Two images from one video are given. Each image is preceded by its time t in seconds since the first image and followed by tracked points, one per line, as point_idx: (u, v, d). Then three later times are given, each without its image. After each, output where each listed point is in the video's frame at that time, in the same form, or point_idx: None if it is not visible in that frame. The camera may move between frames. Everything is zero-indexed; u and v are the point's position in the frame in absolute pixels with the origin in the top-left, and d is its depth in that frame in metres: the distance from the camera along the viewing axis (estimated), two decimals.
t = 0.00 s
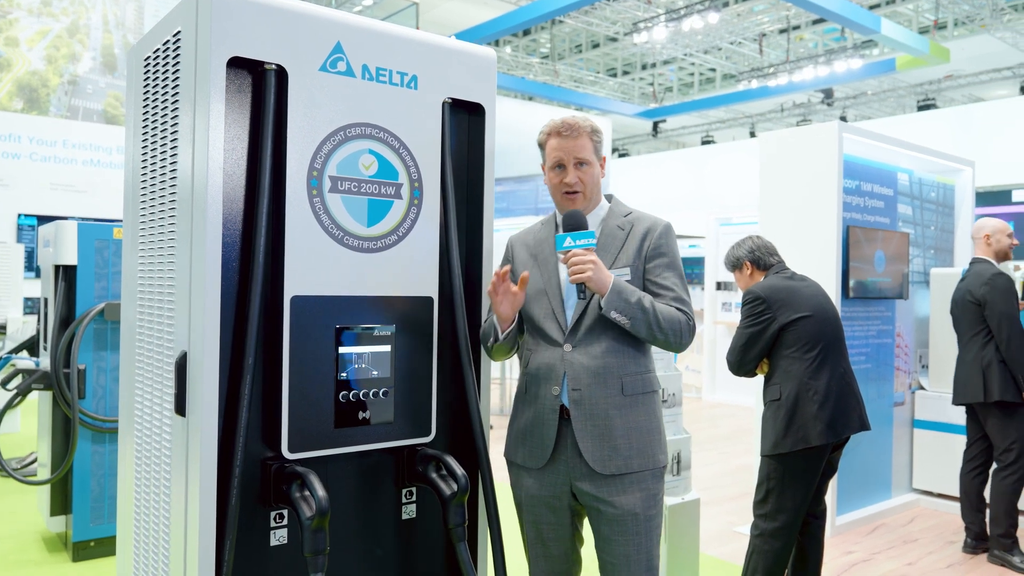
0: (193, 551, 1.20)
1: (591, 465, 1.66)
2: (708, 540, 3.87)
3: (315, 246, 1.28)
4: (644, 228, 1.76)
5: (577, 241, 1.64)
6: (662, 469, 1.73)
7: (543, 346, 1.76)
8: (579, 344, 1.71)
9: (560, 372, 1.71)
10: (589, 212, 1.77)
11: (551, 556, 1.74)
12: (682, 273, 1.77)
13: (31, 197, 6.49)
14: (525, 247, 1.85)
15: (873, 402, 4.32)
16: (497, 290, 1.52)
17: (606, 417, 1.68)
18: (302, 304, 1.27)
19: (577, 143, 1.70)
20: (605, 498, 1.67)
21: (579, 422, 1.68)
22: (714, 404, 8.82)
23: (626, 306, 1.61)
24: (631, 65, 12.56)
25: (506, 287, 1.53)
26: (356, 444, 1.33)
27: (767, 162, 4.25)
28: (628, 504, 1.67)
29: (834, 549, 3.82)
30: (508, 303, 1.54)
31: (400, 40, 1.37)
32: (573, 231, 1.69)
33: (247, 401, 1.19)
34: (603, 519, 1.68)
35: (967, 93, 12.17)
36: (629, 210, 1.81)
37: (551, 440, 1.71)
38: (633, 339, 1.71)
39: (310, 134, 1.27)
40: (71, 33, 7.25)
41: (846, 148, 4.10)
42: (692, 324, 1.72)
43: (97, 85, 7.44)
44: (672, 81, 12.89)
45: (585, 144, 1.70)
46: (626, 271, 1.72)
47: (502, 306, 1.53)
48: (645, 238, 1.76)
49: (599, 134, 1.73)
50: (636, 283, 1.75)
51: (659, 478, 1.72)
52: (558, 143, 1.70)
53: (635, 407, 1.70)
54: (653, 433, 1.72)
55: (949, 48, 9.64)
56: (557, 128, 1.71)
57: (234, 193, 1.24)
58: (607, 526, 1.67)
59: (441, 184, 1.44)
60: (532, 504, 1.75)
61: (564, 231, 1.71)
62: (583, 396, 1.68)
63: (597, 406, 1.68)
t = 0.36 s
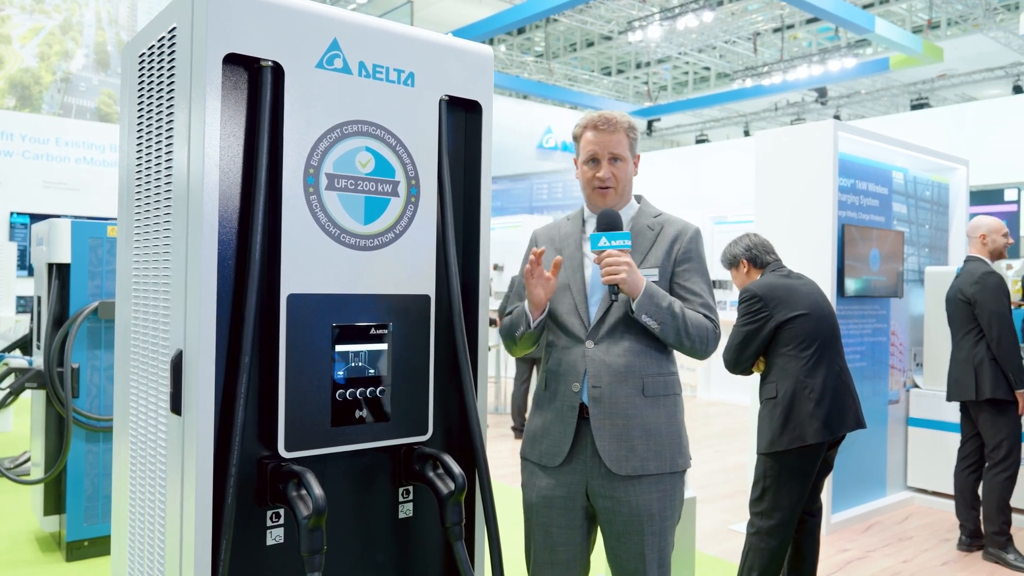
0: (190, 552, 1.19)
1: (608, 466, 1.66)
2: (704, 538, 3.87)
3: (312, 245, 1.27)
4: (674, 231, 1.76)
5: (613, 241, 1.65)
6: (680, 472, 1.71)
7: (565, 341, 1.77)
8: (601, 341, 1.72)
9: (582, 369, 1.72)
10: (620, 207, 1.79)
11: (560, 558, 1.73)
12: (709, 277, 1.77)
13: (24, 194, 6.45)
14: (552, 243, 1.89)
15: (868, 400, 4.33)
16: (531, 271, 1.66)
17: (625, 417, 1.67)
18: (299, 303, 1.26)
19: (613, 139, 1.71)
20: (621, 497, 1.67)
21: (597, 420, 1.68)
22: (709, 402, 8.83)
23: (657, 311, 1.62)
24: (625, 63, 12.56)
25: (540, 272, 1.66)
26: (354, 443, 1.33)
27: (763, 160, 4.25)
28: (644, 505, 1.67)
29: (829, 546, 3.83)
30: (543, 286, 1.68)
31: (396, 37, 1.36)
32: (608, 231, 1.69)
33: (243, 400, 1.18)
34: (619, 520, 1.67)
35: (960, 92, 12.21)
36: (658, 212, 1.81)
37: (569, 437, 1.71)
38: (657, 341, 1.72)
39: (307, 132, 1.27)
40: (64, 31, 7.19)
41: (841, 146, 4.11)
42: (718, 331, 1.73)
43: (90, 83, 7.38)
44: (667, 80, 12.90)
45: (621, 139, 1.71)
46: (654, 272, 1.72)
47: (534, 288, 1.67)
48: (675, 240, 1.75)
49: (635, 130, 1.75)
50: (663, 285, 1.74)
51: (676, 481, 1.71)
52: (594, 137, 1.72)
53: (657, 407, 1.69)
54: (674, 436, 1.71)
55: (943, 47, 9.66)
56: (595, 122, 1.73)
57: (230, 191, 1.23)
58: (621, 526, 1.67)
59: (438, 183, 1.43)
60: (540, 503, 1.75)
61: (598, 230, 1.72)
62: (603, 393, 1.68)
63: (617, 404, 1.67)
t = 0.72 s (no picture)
0: (185, 551, 1.19)
1: (618, 468, 1.65)
2: (699, 535, 3.89)
3: (307, 243, 1.27)
4: (696, 232, 1.73)
5: (628, 246, 1.65)
6: (694, 480, 1.69)
7: (580, 343, 1.78)
8: (617, 344, 1.71)
9: (595, 370, 1.71)
10: (640, 209, 1.79)
11: (565, 555, 1.73)
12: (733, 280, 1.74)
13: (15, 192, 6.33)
14: (574, 246, 1.88)
15: (862, 398, 4.35)
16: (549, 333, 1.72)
17: (637, 421, 1.66)
18: (294, 301, 1.26)
19: (634, 138, 1.72)
20: (632, 497, 1.66)
21: (610, 423, 1.67)
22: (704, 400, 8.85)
23: (672, 316, 1.60)
24: (620, 61, 12.56)
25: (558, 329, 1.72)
26: (349, 441, 1.32)
27: (757, 159, 4.26)
28: (653, 508, 1.66)
29: (824, 543, 3.85)
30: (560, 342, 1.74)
31: (391, 35, 1.36)
32: (625, 235, 1.70)
33: (238, 399, 1.18)
34: (628, 521, 1.68)
35: (952, 91, 12.25)
36: (683, 212, 1.79)
37: (580, 437, 1.72)
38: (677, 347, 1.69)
39: (302, 130, 1.26)
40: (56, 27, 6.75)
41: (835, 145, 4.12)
42: (739, 337, 1.70)
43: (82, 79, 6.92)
44: (662, 78, 12.90)
45: (641, 139, 1.72)
46: (673, 275, 1.68)
47: (554, 351, 1.72)
48: (698, 242, 1.72)
49: (656, 130, 1.75)
50: (684, 289, 1.72)
51: (691, 485, 1.69)
52: (615, 138, 1.72)
53: (672, 412, 1.67)
54: (688, 442, 1.68)
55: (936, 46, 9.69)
56: (615, 121, 1.73)
57: (225, 190, 1.23)
58: (631, 526, 1.67)
59: (433, 182, 1.43)
60: (549, 501, 1.76)
61: (615, 234, 1.74)
62: (617, 396, 1.68)
63: (630, 408, 1.66)
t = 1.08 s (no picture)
0: (181, 550, 1.19)
1: (613, 468, 1.65)
2: (695, 532, 3.90)
3: (303, 240, 1.27)
4: (701, 229, 1.73)
5: (625, 238, 1.66)
6: (692, 480, 1.69)
7: (582, 339, 1.79)
8: (616, 342, 1.71)
9: (595, 368, 1.72)
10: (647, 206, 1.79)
11: (563, 553, 1.74)
12: (739, 279, 1.72)
13: (9, 187, 6.19)
14: (584, 244, 1.89)
15: (856, 395, 4.37)
16: (547, 310, 1.79)
17: (633, 421, 1.66)
18: (290, 298, 1.26)
19: (638, 136, 1.71)
20: (629, 496, 1.66)
21: (606, 422, 1.67)
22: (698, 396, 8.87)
23: (668, 311, 1.60)
24: (615, 59, 12.55)
25: (556, 307, 1.79)
26: (345, 438, 1.33)
27: (753, 156, 4.27)
28: (650, 507, 1.66)
29: (818, 540, 3.87)
30: (560, 321, 1.80)
31: (387, 32, 1.36)
32: (624, 227, 1.71)
33: (234, 396, 1.18)
34: (625, 518, 1.68)
35: (946, 89, 12.28)
36: (691, 209, 1.79)
37: (578, 434, 1.72)
38: (677, 346, 1.68)
39: (298, 127, 1.26)
40: (50, 24, 6.63)
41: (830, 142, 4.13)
42: (743, 335, 1.68)
43: (77, 77, 6.78)
44: (656, 75, 12.91)
45: (646, 137, 1.71)
46: (673, 273, 1.71)
47: (552, 329, 1.79)
48: (702, 239, 1.72)
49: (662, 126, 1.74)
50: (687, 287, 1.72)
51: (689, 486, 1.69)
52: (620, 136, 1.72)
53: (670, 412, 1.66)
54: (687, 443, 1.67)
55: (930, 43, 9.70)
56: (618, 121, 1.72)
57: (221, 187, 1.23)
58: (627, 524, 1.67)
59: (429, 179, 1.43)
60: (548, 496, 1.76)
61: (615, 226, 1.74)
62: (613, 395, 1.68)
63: (626, 407, 1.66)
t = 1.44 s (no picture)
0: (177, 549, 1.19)
1: (616, 468, 1.66)
2: (691, 529, 3.91)
3: (299, 238, 1.27)
4: (702, 229, 1.73)
5: (627, 241, 1.65)
6: (693, 478, 1.69)
7: (582, 338, 1.79)
8: (617, 342, 1.71)
9: (596, 367, 1.72)
10: (648, 203, 1.79)
11: (563, 552, 1.74)
12: (739, 279, 1.73)
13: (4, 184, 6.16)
14: (584, 243, 1.89)
15: (851, 392, 4.39)
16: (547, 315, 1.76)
17: (636, 420, 1.66)
18: (287, 296, 1.26)
19: (637, 132, 1.71)
20: (630, 496, 1.67)
21: (608, 421, 1.68)
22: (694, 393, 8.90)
23: (670, 312, 1.60)
24: (610, 56, 12.54)
25: (555, 312, 1.76)
26: (342, 435, 1.33)
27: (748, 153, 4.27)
28: (650, 506, 1.66)
29: (813, 536, 3.88)
30: (560, 324, 1.77)
31: (384, 30, 1.36)
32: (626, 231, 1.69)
33: (230, 394, 1.18)
34: (625, 517, 1.68)
35: (941, 86, 12.30)
36: (691, 208, 1.79)
37: (579, 433, 1.73)
38: (678, 346, 1.69)
39: (294, 125, 1.26)
40: (43, 20, 6.61)
41: (825, 140, 4.14)
42: (743, 335, 1.69)
43: (70, 73, 6.73)
44: (651, 72, 12.91)
45: (645, 133, 1.71)
46: (676, 273, 1.70)
47: (551, 334, 1.76)
48: (703, 239, 1.73)
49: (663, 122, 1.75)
50: (688, 287, 1.72)
51: (689, 484, 1.69)
52: (619, 132, 1.72)
53: (671, 412, 1.67)
54: (688, 442, 1.68)
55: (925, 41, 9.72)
56: (617, 118, 1.73)
57: (217, 184, 1.23)
58: (628, 523, 1.68)
59: (426, 177, 1.43)
60: (547, 496, 1.77)
61: (617, 227, 1.73)
62: (615, 394, 1.68)
63: (628, 406, 1.67)
